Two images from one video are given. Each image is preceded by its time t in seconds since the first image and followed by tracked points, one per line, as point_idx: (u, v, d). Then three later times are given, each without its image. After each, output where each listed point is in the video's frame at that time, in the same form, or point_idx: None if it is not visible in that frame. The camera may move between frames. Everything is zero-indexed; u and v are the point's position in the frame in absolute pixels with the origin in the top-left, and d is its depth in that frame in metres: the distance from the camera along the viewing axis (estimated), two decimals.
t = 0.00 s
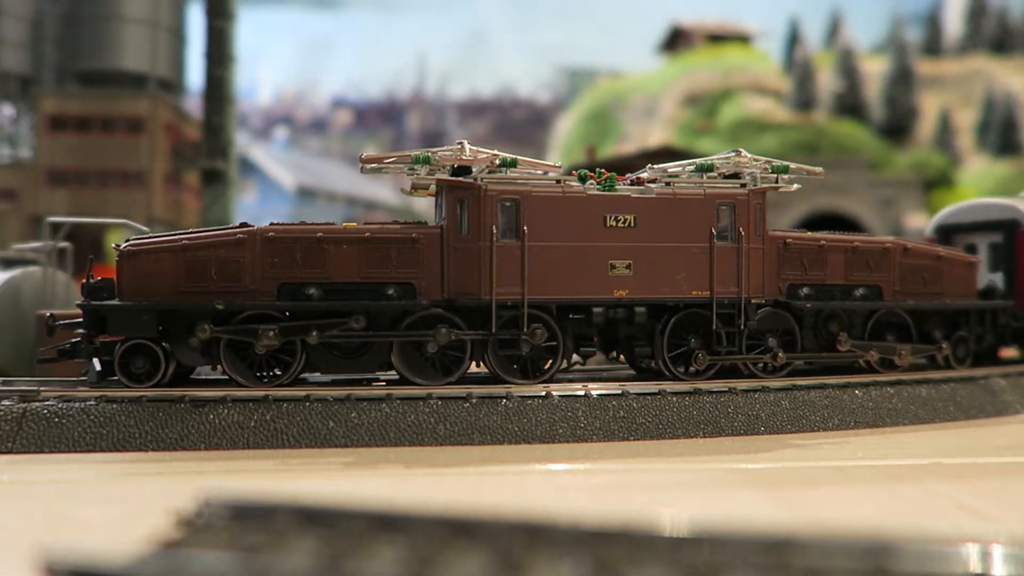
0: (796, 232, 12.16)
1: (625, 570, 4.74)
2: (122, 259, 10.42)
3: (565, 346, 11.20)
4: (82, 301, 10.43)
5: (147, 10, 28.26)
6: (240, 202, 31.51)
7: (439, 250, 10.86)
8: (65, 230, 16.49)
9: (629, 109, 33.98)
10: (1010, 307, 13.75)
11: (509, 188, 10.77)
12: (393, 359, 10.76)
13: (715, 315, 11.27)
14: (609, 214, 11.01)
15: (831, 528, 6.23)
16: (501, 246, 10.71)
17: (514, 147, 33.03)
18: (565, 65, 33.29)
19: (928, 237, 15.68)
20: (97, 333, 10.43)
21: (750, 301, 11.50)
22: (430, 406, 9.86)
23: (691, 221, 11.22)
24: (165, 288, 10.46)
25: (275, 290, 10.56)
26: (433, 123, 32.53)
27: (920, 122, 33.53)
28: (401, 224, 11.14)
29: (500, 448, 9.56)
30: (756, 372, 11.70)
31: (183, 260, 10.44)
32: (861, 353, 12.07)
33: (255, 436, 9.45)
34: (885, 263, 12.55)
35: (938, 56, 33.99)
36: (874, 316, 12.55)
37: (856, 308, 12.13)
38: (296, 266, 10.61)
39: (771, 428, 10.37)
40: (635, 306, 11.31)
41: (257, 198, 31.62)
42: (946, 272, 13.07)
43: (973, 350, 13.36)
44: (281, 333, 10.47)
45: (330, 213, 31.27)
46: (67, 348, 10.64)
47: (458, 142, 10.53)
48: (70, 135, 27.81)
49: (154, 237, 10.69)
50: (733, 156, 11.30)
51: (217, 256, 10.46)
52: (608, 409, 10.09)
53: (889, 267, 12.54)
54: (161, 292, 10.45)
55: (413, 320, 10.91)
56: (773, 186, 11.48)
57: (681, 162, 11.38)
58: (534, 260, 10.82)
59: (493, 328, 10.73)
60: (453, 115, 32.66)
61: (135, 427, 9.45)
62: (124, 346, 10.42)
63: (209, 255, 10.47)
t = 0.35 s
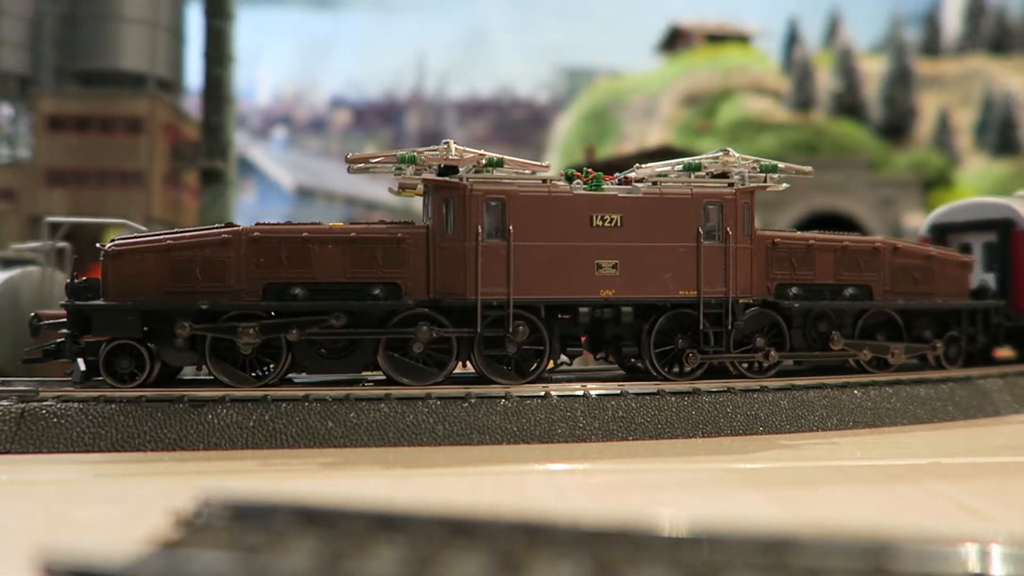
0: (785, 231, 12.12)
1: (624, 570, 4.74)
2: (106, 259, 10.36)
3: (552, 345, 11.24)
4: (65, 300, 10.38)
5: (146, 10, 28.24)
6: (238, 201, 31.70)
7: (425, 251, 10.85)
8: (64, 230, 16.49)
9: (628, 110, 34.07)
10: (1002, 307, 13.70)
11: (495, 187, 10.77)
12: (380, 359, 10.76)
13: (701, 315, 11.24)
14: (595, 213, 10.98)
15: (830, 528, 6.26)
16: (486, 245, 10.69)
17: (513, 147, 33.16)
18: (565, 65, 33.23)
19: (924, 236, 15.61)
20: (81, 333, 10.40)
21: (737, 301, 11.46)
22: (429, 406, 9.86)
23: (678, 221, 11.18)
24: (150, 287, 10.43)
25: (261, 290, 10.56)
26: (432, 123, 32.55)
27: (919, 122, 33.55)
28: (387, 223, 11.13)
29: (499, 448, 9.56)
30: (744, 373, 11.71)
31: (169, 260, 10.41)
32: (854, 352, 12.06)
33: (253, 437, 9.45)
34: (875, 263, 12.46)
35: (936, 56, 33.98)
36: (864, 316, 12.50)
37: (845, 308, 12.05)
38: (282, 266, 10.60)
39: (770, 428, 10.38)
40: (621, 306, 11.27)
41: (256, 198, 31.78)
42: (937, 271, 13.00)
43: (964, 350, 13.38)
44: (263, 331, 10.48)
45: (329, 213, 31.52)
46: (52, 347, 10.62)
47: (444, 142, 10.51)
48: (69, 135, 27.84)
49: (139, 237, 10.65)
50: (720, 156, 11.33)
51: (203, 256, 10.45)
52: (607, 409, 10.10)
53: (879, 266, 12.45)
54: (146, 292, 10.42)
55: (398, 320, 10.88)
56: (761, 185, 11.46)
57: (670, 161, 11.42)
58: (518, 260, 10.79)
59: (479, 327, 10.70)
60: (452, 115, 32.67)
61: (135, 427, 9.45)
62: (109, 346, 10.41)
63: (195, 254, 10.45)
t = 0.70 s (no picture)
0: (772, 231, 12.03)
1: (623, 571, 4.75)
2: (87, 259, 10.33)
3: (536, 346, 11.20)
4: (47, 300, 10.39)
5: (147, 10, 28.25)
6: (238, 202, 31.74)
7: (408, 250, 10.80)
8: (63, 230, 16.50)
9: (628, 110, 34.14)
10: (994, 306, 13.57)
11: (478, 186, 10.75)
12: (363, 359, 10.75)
13: (687, 315, 11.22)
14: (579, 213, 10.97)
15: (831, 528, 6.27)
16: (468, 245, 10.69)
17: (513, 148, 33.16)
18: (565, 65, 33.18)
19: (915, 237, 15.32)
20: (63, 333, 10.41)
21: (723, 301, 11.43)
22: (429, 406, 9.85)
23: (663, 221, 11.16)
24: (132, 287, 10.40)
25: (243, 290, 10.53)
26: (432, 123, 32.51)
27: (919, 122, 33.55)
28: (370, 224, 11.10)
29: (498, 448, 9.55)
30: (730, 374, 11.61)
31: (151, 259, 10.38)
32: (844, 349, 12.02)
33: (254, 437, 9.45)
34: (864, 263, 12.36)
35: (936, 56, 33.93)
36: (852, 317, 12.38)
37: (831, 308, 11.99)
38: (264, 265, 10.57)
39: (769, 428, 10.39)
40: (605, 306, 11.24)
41: (256, 198, 31.73)
42: (928, 272, 12.86)
43: (956, 349, 13.23)
44: (239, 330, 10.51)
45: (329, 213, 31.22)
46: (35, 347, 10.64)
47: (427, 142, 10.50)
48: (68, 134, 27.86)
49: (121, 236, 10.63)
50: (706, 156, 11.35)
51: (184, 256, 10.41)
52: (607, 409, 10.09)
53: (868, 267, 12.34)
54: (128, 291, 10.40)
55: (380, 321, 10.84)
56: (747, 185, 11.42)
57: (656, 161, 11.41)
58: (501, 260, 10.77)
59: (460, 326, 10.68)
60: (452, 115, 32.69)
61: (135, 427, 9.44)
62: (92, 346, 10.42)
63: (177, 254, 10.42)
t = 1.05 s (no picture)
0: (764, 232, 12.02)
1: (630, 570, 4.75)
2: (76, 259, 10.36)
3: (526, 346, 11.19)
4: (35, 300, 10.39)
5: (148, 10, 28.26)
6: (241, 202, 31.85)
7: (398, 250, 10.81)
8: (67, 230, 16.56)
9: (629, 110, 34.14)
10: (990, 306, 13.55)
11: (467, 186, 10.72)
12: (352, 360, 10.72)
13: (677, 315, 11.19)
14: (568, 213, 10.94)
15: (833, 528, 6.28)
16: (457, 245, 10.66)
17: (514, 148, 33.20)
18: (566, 65, 33.20)
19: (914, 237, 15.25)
20: (51, 333, 10.39)
21: (714, 301, 11.41)
22: (433, 406, 9.85)
23: (654, 220, 11.14)
24: (121, 287, 10.44)
25: (233, 290, 10.55)
26: (434, 123, 32.55)
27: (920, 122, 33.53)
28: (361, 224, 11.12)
29: (501, 449, 9.54)
30: (722, 374, 11.56)
31: (140, 259, 10.41)
32: (841, 345, 11.87)
33: (258, 437, 9.46)
34: (857, 263, 12.33)
35: (938, 56, 33.85)
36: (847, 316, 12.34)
37: (824, 309, 11.94)
38: (253, 265, 10.59)
39: (773, 428, 10.38)
40: (595, 307, 11.24)
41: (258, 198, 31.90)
42: (922, 271, 12.86)
43: (952, 350, 13.25)
44: (222, 331, 10.43)
45: (330, 214, 31.27)
46: (24, 348, 10.63)
47: (417, 141, 10.52)
48: (71, 135, 27.93)
49: (111, 236, 10.66)
50: (698, 155, 11.36)
51: (174, 256, 10.44)
52: (611, 409, 10.09)
53: (861, 267, 12.32)
54: (117, 291, 10.43)
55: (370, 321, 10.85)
56: (739, 184, 11.38)
57: (647, 160, 11.43)
58: (490, 261, 10.75)
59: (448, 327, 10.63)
60: (453, 115, 32.71)
61: (139, 427, 9.44)
62: (81, 346, 10.40)
63: (166, 254, 10.45)
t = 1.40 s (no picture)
0: (760, 232, 11.96)
1: (640, 570, 4.73)
2: (69, 260, 10.37)
3: (519, 346, 11.19)
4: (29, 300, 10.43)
5: (154, 11, 28.34)
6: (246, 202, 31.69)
7: (390, 251, 10.79)
8: (75, 230, 16.66)
9: (634, 110, 34.08)
10: (990, 306, 13.44)
11: (459, 186, 10.70)
12: (344, 360, 10.75)
13: (671, 316, 11.15)
14: (562, 213, 10.93)
15: (844, 529, 6.27)
16: (449, 246, 10.63)
17: (519, 147, 33.26)
18: (571, 65, 33.23)
19: (916, 236, 15.11)
20: (44, 333, 10.40)
21: (708, 301, 11.39)
22: (439, 406, 9.86)
23: (648, 220, 11.13)
24: (113, 288, 10.43)
25: (224, 290, 10.55)
26: (439, 123, 32.61)
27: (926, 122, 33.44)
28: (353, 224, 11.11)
29: (508, 449, 9.54)
30: (717, 374, 11.51)
31: (132, 260, 10.40)
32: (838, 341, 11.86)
33: (265, 437, 9.48)
34: (855, 262, 12.24)
35: (945, 55, 33.69)
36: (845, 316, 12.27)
37: (823, 309, 11.84)
38: (245, 266, 10.58)
39: (780, 428, 10.35)
40: (588, 307, 11.20)
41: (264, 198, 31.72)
42: (922, 271, 12.75)
43: (952, 351, 13.14)
44: (209, 335, 10.43)
45: (338, 214, 31.14)
46: (18, 347, 10.65)
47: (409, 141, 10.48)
48: (78, 136, 28.02)
49: (103, 237, 10.65)
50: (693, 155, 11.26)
51: (166, 256, 10.43)
52: (618, 409, 10.09)
53: (859, 266, 12.23)
54: (109, 292, 10.42)
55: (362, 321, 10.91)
56: (734, 183, 11.35)
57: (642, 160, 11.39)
58: (482, 261, 10.73)
59: (441, 328, 10.64)
60: (458, 116, 32.74)
61: (146, 427, 9.47)
62: (73, 346, 10.41)
63: (158, 254, 10.44)
